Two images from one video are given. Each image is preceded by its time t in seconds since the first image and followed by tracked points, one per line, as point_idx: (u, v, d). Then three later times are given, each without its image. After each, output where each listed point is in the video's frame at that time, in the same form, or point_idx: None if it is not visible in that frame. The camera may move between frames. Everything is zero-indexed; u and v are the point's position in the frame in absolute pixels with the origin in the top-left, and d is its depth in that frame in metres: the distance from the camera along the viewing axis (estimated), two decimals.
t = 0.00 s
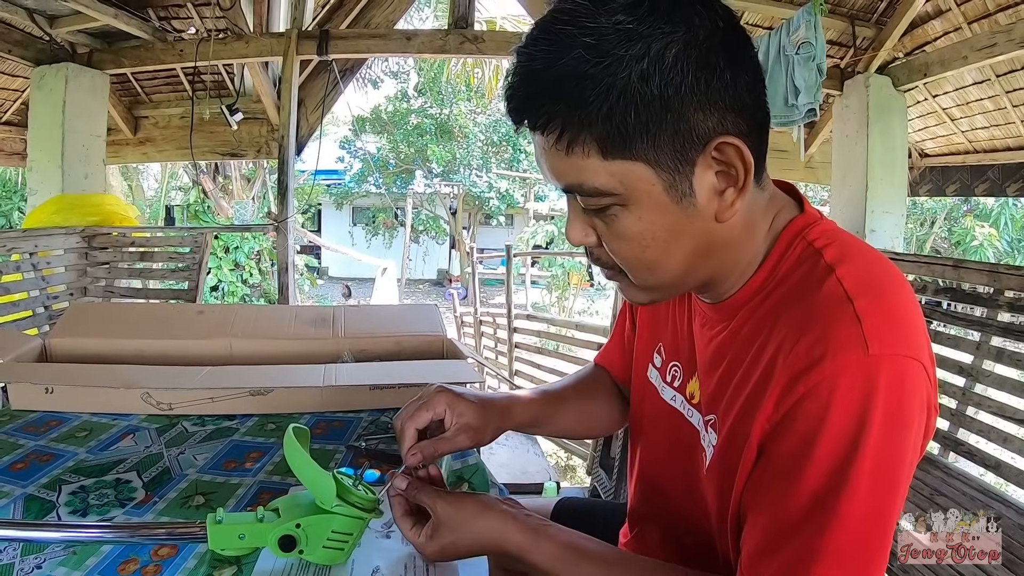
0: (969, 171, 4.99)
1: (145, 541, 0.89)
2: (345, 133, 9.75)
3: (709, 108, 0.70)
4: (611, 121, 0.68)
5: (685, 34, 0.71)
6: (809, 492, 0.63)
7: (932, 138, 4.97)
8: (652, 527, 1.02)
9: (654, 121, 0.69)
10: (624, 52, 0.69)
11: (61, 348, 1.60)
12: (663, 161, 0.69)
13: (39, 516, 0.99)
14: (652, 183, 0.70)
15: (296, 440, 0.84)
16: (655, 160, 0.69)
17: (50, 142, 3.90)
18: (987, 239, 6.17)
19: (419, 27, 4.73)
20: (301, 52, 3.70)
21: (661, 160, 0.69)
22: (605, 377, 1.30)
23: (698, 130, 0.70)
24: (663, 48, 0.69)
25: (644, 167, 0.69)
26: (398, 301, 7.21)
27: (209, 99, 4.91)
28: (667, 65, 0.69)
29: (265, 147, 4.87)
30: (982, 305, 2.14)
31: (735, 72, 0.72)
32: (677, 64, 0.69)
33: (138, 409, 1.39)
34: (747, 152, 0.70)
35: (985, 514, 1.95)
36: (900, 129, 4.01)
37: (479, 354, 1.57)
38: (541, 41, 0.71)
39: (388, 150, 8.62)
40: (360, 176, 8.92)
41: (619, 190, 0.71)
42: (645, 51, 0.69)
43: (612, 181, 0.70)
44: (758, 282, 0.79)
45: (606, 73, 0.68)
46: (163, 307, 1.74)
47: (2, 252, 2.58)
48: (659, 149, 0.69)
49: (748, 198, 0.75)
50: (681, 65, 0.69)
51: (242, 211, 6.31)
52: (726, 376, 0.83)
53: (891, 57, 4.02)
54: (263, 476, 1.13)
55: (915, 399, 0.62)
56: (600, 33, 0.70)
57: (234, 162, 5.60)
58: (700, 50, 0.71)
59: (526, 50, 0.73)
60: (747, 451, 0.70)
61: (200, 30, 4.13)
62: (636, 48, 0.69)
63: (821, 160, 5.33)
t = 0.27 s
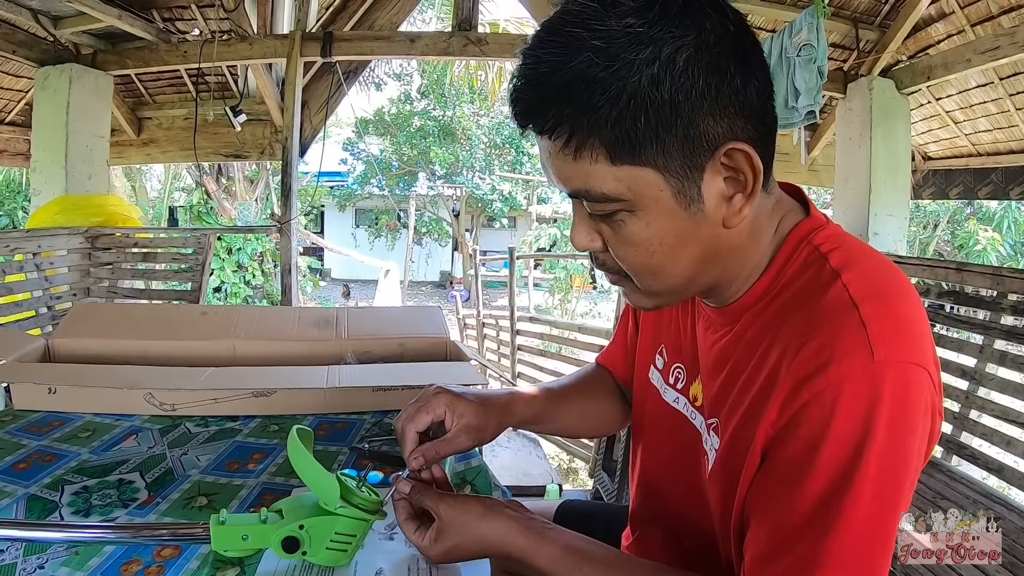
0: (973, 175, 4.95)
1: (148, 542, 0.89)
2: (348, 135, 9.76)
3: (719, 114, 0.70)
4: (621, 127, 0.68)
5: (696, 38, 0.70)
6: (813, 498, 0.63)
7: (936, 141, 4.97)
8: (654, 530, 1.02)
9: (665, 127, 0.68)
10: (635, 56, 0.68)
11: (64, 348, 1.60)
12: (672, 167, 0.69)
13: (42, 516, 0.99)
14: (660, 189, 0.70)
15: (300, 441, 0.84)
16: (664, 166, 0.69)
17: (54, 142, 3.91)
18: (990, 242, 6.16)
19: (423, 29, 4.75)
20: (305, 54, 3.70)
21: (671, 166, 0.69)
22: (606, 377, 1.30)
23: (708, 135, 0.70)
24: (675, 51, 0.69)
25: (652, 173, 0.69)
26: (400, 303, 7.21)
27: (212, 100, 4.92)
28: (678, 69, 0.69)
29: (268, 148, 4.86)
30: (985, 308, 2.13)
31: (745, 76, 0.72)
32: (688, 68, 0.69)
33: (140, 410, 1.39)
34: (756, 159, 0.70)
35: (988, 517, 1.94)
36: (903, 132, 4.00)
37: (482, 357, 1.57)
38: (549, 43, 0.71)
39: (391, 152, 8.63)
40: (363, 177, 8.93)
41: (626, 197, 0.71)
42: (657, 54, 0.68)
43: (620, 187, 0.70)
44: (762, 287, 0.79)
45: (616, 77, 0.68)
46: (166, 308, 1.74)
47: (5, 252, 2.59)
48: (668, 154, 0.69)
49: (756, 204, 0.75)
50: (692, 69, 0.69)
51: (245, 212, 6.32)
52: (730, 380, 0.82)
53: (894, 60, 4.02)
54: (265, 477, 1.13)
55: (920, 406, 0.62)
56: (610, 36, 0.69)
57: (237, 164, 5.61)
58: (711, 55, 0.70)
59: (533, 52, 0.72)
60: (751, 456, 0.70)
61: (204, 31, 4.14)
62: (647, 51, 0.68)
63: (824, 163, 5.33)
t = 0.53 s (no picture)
0: (974, 176, 4.95)
1: (148, 541, 0.89)
2: (350, 135, 9.77)
3: (725, 116, 0.70)
4: (627, 129, 0.68)
5: (703, 40, 0.70)
6: (813, 501, 0.63)
7: (938, 143, 4.97)
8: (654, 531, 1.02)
9: (670, 128, 0.68)
10: (640, 57, 0.68)
11: (66, 348, 1.61)
12: (677, 169, 0.69)
13: (43, 515, 0.99)
14: (665, 192, 0.70)
15: (300, 441, 0.85)
16: (669, 168, 0.69)
17: (57, 142, 3.92)
18: (992, 244, 6.15)
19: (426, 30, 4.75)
20: (307, 54, 3.71)
21: (675, 168, 0.69)
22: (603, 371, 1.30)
23: (712, 137, 0.70)
24: (680, 53, 0.69)
25: (657, 175, 0.69)
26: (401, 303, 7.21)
27: (215, 100, 4.93)
28: (684, 70, 0.69)
29: (271, 148, 4.87)
30: (987, 310, 2.13)
31: (751, 79, 0.72)
32: (694, 70, 0.69)
33: (141, 410, 1.39)
34: (761, 161, 0.70)
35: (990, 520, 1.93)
36: (905, 134, 4.00)
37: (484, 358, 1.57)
38: (554, 43, 0.71)
39: (393, 152, 8.64)
40: (365, 178, 8.94)
41: (631, 199, 0.70)
42: (662, 56, 0.68)
43: (625, 189, 0.70)
44: (764, 290, 0.79)
45: (621, 79, 0.68)
46: (168, 308, 1.74)
47: (8, 252, 2.59)
48: (674, 156, 0.69)
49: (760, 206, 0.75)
50: (698, 71, 0.69)
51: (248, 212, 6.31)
52: (730, 383, 0.82)
53: (897, 61, 4.01)
54: (266, 477, 1.13)
55: (921, 413, 0.62)
56: (616, 37, 0.69)
57: (240, 164, 5.62)
58: (717, 57, 0.70)
59: (538, 53, 0.72)
60: (750, 458, 0.70)
61: (207, 32, 4.15)
62: (653, 52, 0.68)
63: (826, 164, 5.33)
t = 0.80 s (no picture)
0: (976, 177, 4.95)
1: (149, 542, 0.89)
2: (352, 136, 9.78)
3: (740, 110, 0.70)
4: (647, 118, 0.66)
5: (721, 32, 0.70)
6: (808, 504, 0.63)
7: (940, 143, 4.96)
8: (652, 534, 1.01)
9: (690, 119, 0.67)
10: (660, 46, 0.67)
11: (68, 348, 1.61)
12: (695, 162, 0.68)
13: (44, 516, 0.99)
14: (682, 184, 0.68)
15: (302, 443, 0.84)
16: (687, 160, 0.67)
17: (59, 142, 3.93)
18: (993, 244, 6.15)
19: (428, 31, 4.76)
20: (309, 55, 3.71)
21: (693, 161, 0.68)
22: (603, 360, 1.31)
23: (728, 131, 0.69)
24: (699, 44, 0.68)
25: (675, 167, 0.67)
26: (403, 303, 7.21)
27: (217, 101, 4.93)
28: (704, 61, 0.68)
29: (272, 149, 4.88)
30: (988, 311, 2.13)
31: (763, 74, 0.72)
32: (712, 62, 0.69)
33: (143, 411, 1.39)
34: (774, 155, 0.70)
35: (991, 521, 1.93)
36: (907, 134, 4.00)
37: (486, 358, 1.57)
38: (569, 32, 0.68)
39: (395, 153, 8.64)
40: (366, 178, 8.94)
41: (646, 192, 0.68)
42: (681, 46, 0.68)
43: (642, 182, 0.67)
44: (761, 292, 0.79)
45: (641, 68, 0.66)
46: (170, 308, 1.74)
47: (10, 252, 2.60)
48: (692, 148, 0.67)
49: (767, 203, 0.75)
50: (717, 63, 0.69)
51: (249, 213, 6.32)
52: (728, 385, 0.82)
53: (899, 62, 4.01)
54: (267, 478, 1.13)
55: (916, 416, 0.62)
56: (635, 26, 0.67)
57: (241, 164, 5.62)
58: (734, 50, 0.70)
59: (551, 42, 0.69)
60: (747, 460, 0.70)
61: (208, 32, 4.15)
62: (674, 42, 0.67)
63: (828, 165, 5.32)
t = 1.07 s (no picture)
0: (978, 178, 4.94)
1: (151, 541, 0.89)
2: (354, 136, 9.78)
3: (759, 99, 0.71)
4: (676, 100, 0.66)
5: (744, 22, 0.72)
6: (813, 504, 0.63)
7: (942, 144, 4.96)
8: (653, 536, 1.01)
9: (716, 103, 0.68)
10: (689, 30, 0.68)
11: (69, 348, 1.61)
12: (718, 148, 0.68)
13: (46, 515, 0.99)
14: (707, 170, 0.68)
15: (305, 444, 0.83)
16: (713, 145, 0.68)
17: (62, 141, 3.93)
18: (995, 245, 6.14)
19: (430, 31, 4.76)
20: (311, 55, 3.71)
21: (717, 148, 0.68)
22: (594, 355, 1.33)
23: (748, 119, 0.70)
24: (724, 32, 0.70)
25: (700, 152, 0.67)
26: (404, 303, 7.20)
27: (219, 101, 4.93)
28: (729, 49, 0.70)
29: (274, 149, 4.88)
30: (991, 312, 2.13)
31: (778, 68, 0.74)
32: (736, 51, 0.70)
33: (145, 410, 1.39)
34: (791, 146, 0.71)
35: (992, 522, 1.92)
36: (909, 135, 3.99)
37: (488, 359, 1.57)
38: (599, 14, 0.69)
39: (397, 153, 8.64)
40: (368, 179, 8.93)
41: (671, 178, 0.67)
42: (708, 32, 0.69)
43: (667, 168, 0.67)
44: (764, 291, 0.79)
45: (669, 51, 0.67)
46: (172, 308, 1.74)
47: (12, 251, 2.60)
48: (716, 135, 0.68)
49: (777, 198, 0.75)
50: (740, 52, 0.70)
51: (251, 213, 6.32)
52: (732, 384, 0.82)
53: (901, 63, 4.01)
54: (270, 478, 1.13)
55: (922, 415, 0.61)
56: (664, 9, 0.69)
57: (243, 164, 5.63)
58: (755, 41, 0.72)
59: (576, 25, 0.70)
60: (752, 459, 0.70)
61: (211, 32, 4.16)
62: (701, 27, 0.69)
63: (830, 165, 5.32)
